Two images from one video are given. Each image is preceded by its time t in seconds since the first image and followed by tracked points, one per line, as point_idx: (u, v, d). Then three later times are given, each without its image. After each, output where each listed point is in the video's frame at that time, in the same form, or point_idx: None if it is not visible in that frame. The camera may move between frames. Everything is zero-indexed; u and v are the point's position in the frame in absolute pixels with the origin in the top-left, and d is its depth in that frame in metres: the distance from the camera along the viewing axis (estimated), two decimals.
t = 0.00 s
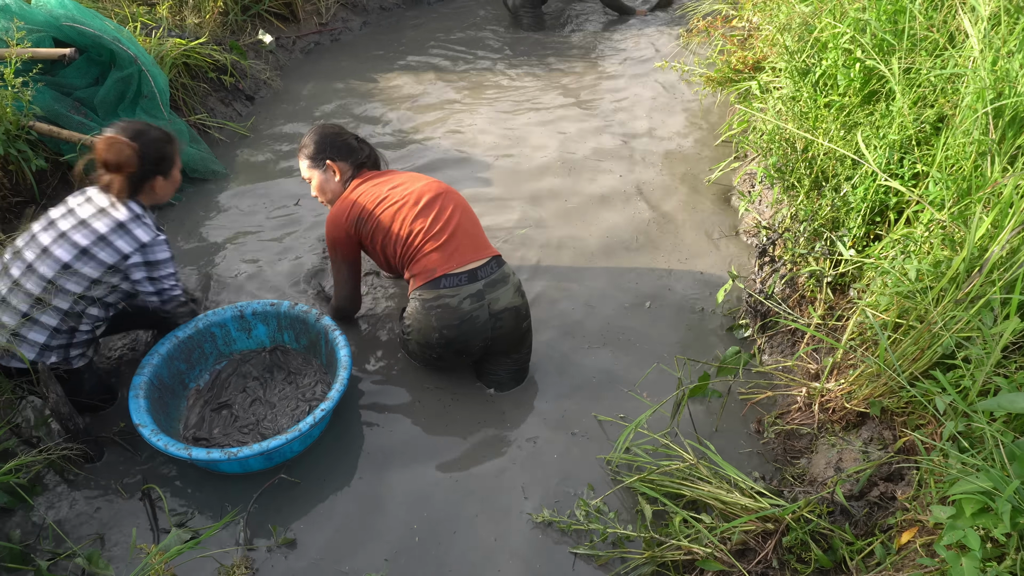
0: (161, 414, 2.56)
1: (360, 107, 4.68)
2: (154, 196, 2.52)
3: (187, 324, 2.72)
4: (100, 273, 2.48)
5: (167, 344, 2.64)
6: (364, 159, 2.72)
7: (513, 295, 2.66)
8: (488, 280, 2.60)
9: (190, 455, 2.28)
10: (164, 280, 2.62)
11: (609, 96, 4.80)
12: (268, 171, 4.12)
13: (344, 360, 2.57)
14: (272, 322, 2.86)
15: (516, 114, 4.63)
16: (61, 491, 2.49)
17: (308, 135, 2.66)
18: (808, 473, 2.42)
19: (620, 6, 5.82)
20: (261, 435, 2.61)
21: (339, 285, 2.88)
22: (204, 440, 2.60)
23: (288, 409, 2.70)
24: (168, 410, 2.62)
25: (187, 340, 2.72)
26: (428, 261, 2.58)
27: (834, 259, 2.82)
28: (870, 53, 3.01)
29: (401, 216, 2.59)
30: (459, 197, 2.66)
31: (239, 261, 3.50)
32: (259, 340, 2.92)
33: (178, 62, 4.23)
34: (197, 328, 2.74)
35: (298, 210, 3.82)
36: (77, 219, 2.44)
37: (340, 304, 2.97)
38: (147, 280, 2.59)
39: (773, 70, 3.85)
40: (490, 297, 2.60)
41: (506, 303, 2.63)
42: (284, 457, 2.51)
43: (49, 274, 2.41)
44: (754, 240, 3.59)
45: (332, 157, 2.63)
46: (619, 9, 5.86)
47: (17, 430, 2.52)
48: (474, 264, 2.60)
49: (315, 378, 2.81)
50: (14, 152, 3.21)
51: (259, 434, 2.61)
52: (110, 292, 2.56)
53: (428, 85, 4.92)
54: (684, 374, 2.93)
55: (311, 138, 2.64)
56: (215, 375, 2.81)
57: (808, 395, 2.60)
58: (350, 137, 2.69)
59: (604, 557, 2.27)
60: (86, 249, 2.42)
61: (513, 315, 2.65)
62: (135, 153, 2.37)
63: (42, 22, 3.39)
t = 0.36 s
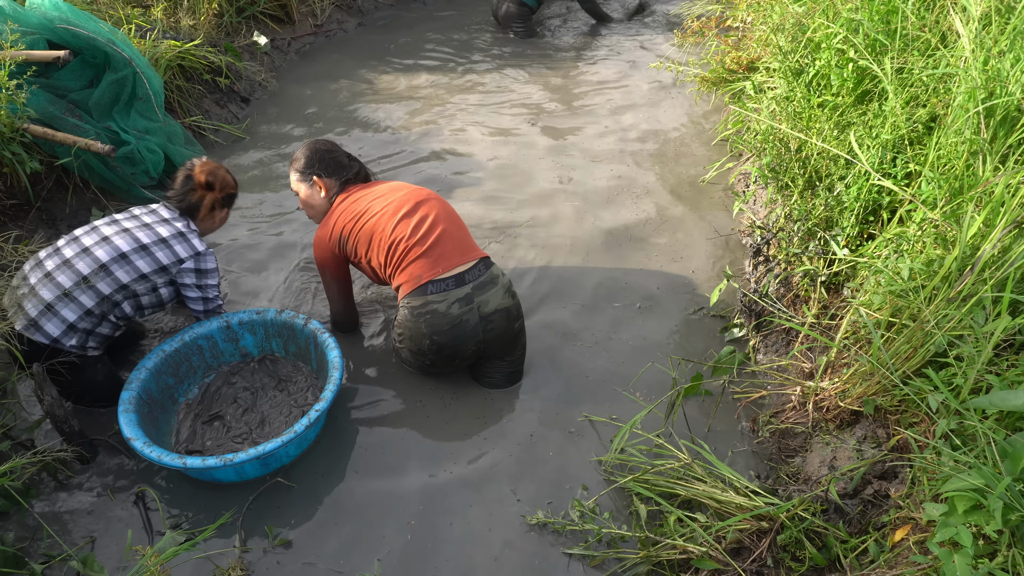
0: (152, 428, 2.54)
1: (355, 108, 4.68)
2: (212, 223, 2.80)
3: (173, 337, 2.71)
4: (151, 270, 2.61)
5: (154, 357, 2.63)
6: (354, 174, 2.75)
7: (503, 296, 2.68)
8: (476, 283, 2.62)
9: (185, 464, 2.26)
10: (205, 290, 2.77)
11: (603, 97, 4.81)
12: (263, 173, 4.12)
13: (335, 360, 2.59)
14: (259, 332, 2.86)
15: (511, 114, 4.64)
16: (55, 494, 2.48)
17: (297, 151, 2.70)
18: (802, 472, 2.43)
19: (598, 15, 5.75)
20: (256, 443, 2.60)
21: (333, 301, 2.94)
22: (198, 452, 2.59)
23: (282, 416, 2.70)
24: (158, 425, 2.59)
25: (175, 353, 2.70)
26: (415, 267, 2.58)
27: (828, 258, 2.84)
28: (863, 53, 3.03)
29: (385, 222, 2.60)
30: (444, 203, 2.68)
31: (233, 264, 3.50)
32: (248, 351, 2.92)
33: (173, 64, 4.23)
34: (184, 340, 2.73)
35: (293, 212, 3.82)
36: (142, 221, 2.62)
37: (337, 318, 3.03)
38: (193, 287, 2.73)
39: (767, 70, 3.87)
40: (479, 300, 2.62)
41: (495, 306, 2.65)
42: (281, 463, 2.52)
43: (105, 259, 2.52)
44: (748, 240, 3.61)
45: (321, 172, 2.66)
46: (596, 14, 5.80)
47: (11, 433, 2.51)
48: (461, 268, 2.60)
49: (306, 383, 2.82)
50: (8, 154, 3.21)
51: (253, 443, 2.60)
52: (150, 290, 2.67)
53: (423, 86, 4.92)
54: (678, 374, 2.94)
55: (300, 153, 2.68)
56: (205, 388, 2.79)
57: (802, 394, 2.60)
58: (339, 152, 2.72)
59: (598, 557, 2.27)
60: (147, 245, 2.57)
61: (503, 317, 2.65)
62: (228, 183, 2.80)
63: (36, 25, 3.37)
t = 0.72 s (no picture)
0: (143, 441, 2.51)
1: (351, 107, 4.68)
2: (223, 225, 2.81)
3: (161, 348, 2.67)
4: (163, 267, 2.61)
5: (144, 369, 2.59)
6: (349, 165, 2.70)
7: (498, 296, 2.67)
8: (471, 283, 2.61)
9: (185, 474, 2.24)
10: (212, 289, 2.74)
11: (600, 96, 4.82)
12: (259, 172, 4.11)
13: (331, 367, 2.60)
14: (249, 341, 2.83)
15: (508, 113, 4.64)
16: (53, 494, 2.48)
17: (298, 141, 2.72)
18: (799, 469, 2.45)
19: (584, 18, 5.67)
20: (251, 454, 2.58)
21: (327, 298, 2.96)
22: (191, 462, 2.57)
23: (276, 424, 2.69)
24: (149, 438, 2.56)
25: (163, 364, 2.67)
26: (412, 264, 2.58)
27: (824, 256, 2.84)
28: (858, 52, 3.04)
29: (383, 219, 2.60)
30: (444, 202, 2.67)
31: (230, 263, 3.49)
32: (236, 361, 2.89)
33: (169, 64, 4.22)
34: (172, 352, 2.69)
35: (290, 212, 3.82)
36: (157, 218, 2.63)
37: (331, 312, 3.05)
38: (202, 287, 2.71)
39: (763, 69, 3.89)
40: (473, 300, 2.61)
41: (490, 306, 2.65)
42: (280, 470, 2.49)
43: (120, 253, 2.54)
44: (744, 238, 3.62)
45: (312, 164, 2.65)
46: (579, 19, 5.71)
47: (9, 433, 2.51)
48: (458, 267, 2.60)
49: (297, 393, 2.80)
50: (4, 155, 3.20)
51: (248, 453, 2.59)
52: (160, 287, 2.66)
53: (420, 85, 4.92)
54: (676, 372, 2.95)
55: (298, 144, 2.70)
56: (195, 399, 2.76)
57: (799, 391, 2.61)
58: (336, 144, 2.71)
59: (595, 556, 2.28)
60: (161, 241, 2.58)
61: (497, 318, 2.66)
62: (247, 186, 2.79)
63: (32, 24, 3.37)
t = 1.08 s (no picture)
0: (137, 450, 2.49)
1: (350, 108, 4.67)
2: (221, 227, 2.85)
3: (150, 355, 2.65)
4: (159, 268, 2.62)
5: (134, 378, 2.57)
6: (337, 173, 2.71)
7: (490, 294, 2.66)
8: (463, 280, 2.60)
9: (188, 481, 2.23)
10: (208, 290, 2.74)
11: (599, 96, 4.82)
12: (258, 173, 4.11)
13: (326, 366, 2.61)
14: (238, 344, 2.83)
15: (506, 114, 4.64)
16: (53, 494, 2.48)
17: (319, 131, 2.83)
18: (799, 467, 2.46)
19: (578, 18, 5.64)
20: (249, 456, 2.58)
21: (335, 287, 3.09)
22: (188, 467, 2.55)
23: (271, 427, 2.68)
24: (143, 446, 2.54)
25: (152, 371, 2.65)
26: (405, 259, 2.59)
27: (823, 255, 2.84)
28: (856, 51, 3.05)
29: (379, 215, 2.63)
30: (441, 201, 2.68)
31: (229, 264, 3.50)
32: (225, 365, 2.88)
33: (167, 65, 4.22)
34: (161, 359, 2.68)
35: (288, 212, 3.82)
36: (152, 220, 2.65)
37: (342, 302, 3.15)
38: (198, 287, 2.71)
39: (761, 69, 3.90)
40: (465, 297, 2.60)
41: (481, 304, 2.63)
42: (282, 471, 2.49)
43: (116, 255, 2.54)
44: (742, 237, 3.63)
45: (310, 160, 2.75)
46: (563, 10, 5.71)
47: (9, 434, 2.51)
48: (450, 263, 2.59)
49: (290, 394, 2.80)
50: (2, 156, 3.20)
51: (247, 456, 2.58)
52: (156, 289, 2.66)
53: (418, 85, 4.92)
54: (676, 371, 2.95)
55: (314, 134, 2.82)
56: (186, 406, 2.74)
57: (798, 390, 2.62)
58: (338, 144, 2.74)
59: (596, 555, 2.28)
60: (157, 242, 2.60)
61: (488, 315, 2.64)
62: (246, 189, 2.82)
63: (29, 26, 3.36)
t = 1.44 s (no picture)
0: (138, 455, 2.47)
1: (348, 108, 4.67)
2: (216, 220, 2.78)
3: (145, 361, 2.62)
4: (148, 271, 2.57)
5: (130, 384, 2.54)
6: (352, 182, 2.76)
7: (477, 295, 2.62)
8: (451, 280, 2.60)
9: (198, 481, 2.22)
10: (199, 292, 2.69)
11: (598, 95, 4.82)
12: (257, 173, 4.10)
13: (327, 362, 2.61)
14: (233, 347, 2.81)
15: (505, 113, 4.64)
16: (54, 496, 2.47)
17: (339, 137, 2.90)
18: (801, 465, 2.46)
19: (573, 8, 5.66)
20: (253, 456, 2.58)
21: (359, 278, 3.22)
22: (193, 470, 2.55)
23: (272, 427, 2.69)
24: (143, 452, 2.52)
25: (148, 377, 2.62)
26: (397, 256, 2.61)
27: (823, 253, 2.84)
28: (855, 50, 3.06)
29: (375, 217, 2.69)
30: (435, 202, 2.69)
31: (228, 264, 3.49)
32: (221, 368, 2.86)
33: (165, 66, 4.21)
34: (157, 364, 2.65)
35: (287, 212, 3.81)
36: (140, 220, 2.59)
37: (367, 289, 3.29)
38: (189, 289, 2.66)
39: (760, 68, 3.91)
40: (450, 297, 2.59)
41: (467, 305, 2.59)
42: (289, 468, 2.49)
43: (103, 260, 2.50)
44: (741, 236, 3.64)
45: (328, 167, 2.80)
46: None
47: (10, 435, 2.51)
48: (440, 260, 2.59)
49: (288, 394, 2.80)
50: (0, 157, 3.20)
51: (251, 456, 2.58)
52: (147, 292, 2.63)
53: (416, 85, 4.92)
54: (676, 371, 2.96)
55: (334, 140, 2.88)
56: (184, 410, 2.73)
57: (799, 388, 2.62)
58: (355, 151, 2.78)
59: (599, 555, 2.28)
60: (144, 245, 2.53)
61: (473, 317, 2.60)
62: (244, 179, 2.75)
63: (27, 26, 3.33)
